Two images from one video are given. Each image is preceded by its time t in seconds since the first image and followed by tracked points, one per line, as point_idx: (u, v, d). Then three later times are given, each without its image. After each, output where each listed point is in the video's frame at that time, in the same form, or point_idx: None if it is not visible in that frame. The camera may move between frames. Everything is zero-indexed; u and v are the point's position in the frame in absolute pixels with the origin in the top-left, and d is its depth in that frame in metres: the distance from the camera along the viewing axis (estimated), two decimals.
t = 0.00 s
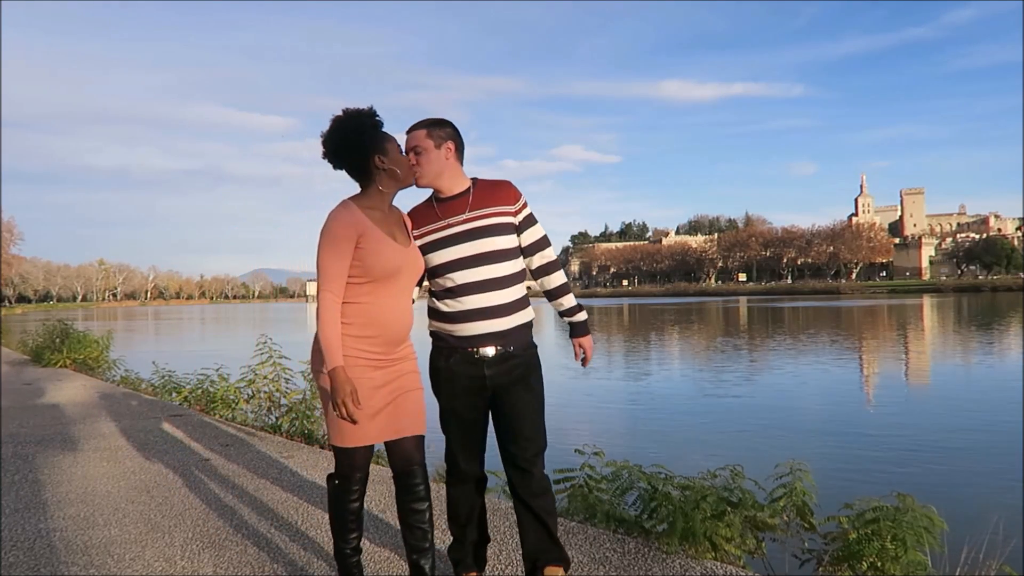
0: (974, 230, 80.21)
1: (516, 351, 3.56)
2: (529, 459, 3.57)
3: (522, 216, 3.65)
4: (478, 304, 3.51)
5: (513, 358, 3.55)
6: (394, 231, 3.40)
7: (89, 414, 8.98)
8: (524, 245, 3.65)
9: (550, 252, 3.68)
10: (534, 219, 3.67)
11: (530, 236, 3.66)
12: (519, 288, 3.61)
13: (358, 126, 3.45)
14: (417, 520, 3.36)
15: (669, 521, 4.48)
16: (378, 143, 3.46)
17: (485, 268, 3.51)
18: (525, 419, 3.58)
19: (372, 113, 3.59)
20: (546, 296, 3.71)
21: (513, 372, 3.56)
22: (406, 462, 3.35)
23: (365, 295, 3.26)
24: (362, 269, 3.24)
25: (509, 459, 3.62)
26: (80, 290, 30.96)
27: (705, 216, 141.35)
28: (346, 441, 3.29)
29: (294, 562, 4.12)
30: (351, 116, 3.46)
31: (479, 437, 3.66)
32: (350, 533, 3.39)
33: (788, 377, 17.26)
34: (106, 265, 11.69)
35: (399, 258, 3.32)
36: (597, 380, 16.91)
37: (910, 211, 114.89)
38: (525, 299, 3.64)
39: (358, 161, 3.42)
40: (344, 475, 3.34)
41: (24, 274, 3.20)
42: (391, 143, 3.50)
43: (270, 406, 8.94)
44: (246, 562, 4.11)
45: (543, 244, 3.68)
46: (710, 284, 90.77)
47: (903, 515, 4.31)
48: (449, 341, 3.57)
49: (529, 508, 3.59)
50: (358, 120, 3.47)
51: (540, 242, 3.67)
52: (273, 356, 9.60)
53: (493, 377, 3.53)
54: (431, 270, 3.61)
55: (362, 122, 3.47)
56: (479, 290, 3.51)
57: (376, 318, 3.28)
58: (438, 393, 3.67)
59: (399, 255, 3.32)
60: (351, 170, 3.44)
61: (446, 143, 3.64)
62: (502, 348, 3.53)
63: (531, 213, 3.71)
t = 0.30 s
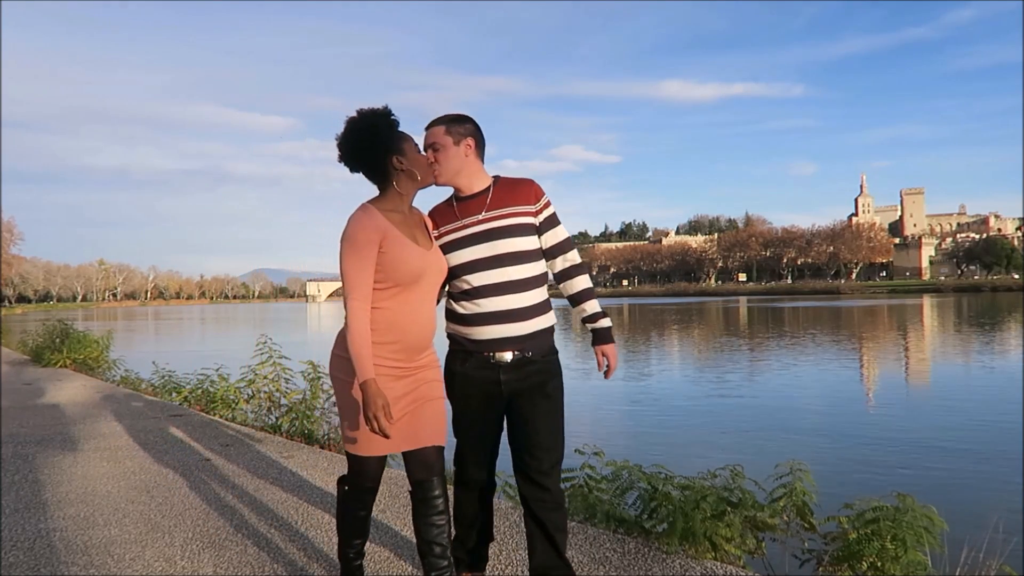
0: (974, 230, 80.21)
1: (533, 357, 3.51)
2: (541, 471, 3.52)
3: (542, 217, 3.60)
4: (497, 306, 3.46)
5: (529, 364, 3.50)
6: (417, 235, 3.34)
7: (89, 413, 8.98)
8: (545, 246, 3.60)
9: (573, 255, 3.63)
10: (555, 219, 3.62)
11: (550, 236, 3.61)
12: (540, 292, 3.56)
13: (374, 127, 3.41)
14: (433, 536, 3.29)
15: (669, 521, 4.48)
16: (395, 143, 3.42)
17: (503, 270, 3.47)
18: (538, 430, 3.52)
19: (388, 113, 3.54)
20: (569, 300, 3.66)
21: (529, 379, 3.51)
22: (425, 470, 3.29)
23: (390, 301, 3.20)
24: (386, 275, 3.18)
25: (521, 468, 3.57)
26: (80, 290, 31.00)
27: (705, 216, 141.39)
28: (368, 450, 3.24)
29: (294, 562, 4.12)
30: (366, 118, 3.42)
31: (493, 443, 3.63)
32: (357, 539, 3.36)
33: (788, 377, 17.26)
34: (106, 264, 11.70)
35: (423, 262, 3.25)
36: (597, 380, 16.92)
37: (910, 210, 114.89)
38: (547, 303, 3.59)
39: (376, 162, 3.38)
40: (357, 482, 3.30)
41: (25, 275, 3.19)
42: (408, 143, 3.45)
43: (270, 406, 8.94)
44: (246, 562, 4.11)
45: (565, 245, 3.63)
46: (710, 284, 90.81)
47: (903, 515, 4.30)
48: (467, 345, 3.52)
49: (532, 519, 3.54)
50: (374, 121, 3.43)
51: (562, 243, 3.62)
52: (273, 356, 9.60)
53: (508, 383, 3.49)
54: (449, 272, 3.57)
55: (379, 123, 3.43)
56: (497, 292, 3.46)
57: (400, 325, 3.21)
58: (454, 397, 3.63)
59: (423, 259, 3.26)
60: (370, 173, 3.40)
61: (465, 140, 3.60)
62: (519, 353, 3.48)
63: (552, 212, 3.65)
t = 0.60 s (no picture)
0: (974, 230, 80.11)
1: (558, 354, 3.49)
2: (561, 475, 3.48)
3: (563, 209, 3.62)
4: (520, 302, 3.43)
5: (553, 363, 3.47)
6: (437, 232, 3.32)
7: (88, 414, 8.97)
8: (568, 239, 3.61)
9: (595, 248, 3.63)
10: (576, 211, 3.63)
11: (571, 229, 3.62)
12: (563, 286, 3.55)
13: (388, 122, 3.38)
14: (445, 542, 3.27)
15: (669, 521, 4.48)
16: (410, 138, 3.39)
17: (526, 264, 3.45)
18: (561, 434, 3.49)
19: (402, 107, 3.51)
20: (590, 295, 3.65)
21: (553, 379, 3.48)
22: (437, 480, 3.27)
23: (411, 299, 3.19)
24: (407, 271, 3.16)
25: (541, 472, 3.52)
26: (80, 290, 30.99)
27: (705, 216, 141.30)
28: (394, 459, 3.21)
29: (295, 562, 4.12)
30: (379, 113, 3.39)
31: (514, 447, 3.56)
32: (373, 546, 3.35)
33: (788, 377, 17.25)
34: (105, 265, 11.71)
35: (444, 259, 3.23)
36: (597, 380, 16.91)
37: (911, 210, 114.82)
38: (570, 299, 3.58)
39: (391, 158, 3.35)
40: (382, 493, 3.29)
41: (25, 274, 3.19)
42: (423, 137, 3.42)
43: (270, 406, 8.95)
44: (247, 562, 4.11)
45: (587, 237, 3.63)
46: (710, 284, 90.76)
47: (903, 515, 4.30)
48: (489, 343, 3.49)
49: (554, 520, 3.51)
50: (386, 116, 3.40)
51: (583, 235, 3.62)
52: (273, 356, 9.59)
53: (533, 384, 3.46)
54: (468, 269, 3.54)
55: (393, 118, 3.40)
56: (519, 286, 3.44)
57: (422, 322, 3.19)
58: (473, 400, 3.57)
59: (444, 255, 3.24)
60: (385, 171, 3.38)
61: (481, 131, 3.57)
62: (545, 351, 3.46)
63: (574, 204, 3.66)
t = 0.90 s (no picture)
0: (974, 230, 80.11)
1: (588, 354, 3.26)
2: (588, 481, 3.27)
3: (592, 204, 3.39)
4: (548, 301, 3.20)
5: (584, 362, 3.25)
6: (460, 224, 3.13)
7: (88, 413, 8.98)
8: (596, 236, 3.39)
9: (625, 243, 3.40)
10: (605, 206, 3.41)
11: (601, 225, 3.39)
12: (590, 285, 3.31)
13: (409, 110, 3.17)
14: (451, 546, 3.15)
15: (669, 521, 4.48)
16: (433, 125, 3.18)
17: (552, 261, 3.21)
18: (589, 438, 3.28)
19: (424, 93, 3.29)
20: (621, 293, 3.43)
21: (583, 380, 3.26)
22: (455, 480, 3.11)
23: (433, 295, 3.01)
24: (427, 267, 2.98)
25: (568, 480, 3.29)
26: (80, 290, 31.07)
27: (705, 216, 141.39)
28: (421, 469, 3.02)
29: (295, 562, 4.12)
30: (399, 99, 3.18)
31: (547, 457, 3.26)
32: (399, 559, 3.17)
33: (788, 377, 17.26)
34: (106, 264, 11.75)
35: (467, 253, 3.04)
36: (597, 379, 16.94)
37: (910, 210, 114.86)
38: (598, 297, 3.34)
39: (413, 147, 3.14)
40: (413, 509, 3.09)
41: (25, 273, 3.18)
42: (447, 124, 3.21)
43: (270, 406, 8.95)
44: (246, 562, 4.11)
45: (617, 234, 3.40)
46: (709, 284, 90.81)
47: (903, 515, 4.29)
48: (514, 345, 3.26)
49: (577, 534, 3.26)
50: (408, 102, 3.19)
51: (614, 232, 3.40)
52: (273, 356, 9.60)
53: (565, 386, 3.22)
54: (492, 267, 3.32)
55: (414, 105, 3.19)
56: (547, 285, 3.21)
57: (443, 320, 3.01)
58: (500, 402, 3.29)
59: (467, 248, 3.04)
60: (406, 160, 3.18)
61: (508, 122, 3.37)
62: (574, 351, 3.23)
63: (603, 200, 3.43)
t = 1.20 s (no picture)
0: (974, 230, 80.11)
1: (608, 352, 3.14)
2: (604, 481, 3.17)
3: (614, 201, 3.25)
4: (572, 302, 3.04)
5: (606, 360, 3.13)
6: (480, 221, 2.95)
7: (88, 413, 8.98)
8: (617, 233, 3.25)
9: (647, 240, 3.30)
10: (627, 203, 3.27)
11: (622, 221, 3.26)
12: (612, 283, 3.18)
13: (428, 102, 3.01)
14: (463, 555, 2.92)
15: (669, 521, 4.48)
16: (452, 116, 3.02)
17: (577, 258, 3.06)
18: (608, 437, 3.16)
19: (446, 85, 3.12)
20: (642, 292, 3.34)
21: (605, 378, 3.13)
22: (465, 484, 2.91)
23: (450, 296, 2.83)
24: (446, 266, 2.81)
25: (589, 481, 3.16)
26: (80, 290, 31.17)
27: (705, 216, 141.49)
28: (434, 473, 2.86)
29: (296, 561, 4.12)
30: (418, 89, 3.02)
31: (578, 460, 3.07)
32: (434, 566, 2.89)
33: (788, 377, 17.25)
34: (106, 264, 11.76)
35: (489, 252, 2.86)
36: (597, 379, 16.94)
37: (910, 210, 114.89)
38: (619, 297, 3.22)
39: (432, 140, 2.98)
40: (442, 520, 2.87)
41: (25, 274, 3.17)
42: (467, 116, 3.04)
43: (270, 406, 8.95)
44: (246, 562, 4.11)
45: (638, 232, 3.28)
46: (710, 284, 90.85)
47: (903, 515, 4.29)
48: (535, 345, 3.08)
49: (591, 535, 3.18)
50: (427, 94, 3.03)
51: (635, 229, 3.28)
52: (273, 356, 9.60)
53: (588, 384, 3.08)
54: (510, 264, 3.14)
55: (435, 96, 3.03)
56: (571, 284, 3.05)
57: (462, 322, 2.83)
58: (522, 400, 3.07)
59: (489, 247, 2.86)
60: (424, 153, 3.02)
61: (529, 114, 3.21)
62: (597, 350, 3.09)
63: (625, 197, 3.29)
